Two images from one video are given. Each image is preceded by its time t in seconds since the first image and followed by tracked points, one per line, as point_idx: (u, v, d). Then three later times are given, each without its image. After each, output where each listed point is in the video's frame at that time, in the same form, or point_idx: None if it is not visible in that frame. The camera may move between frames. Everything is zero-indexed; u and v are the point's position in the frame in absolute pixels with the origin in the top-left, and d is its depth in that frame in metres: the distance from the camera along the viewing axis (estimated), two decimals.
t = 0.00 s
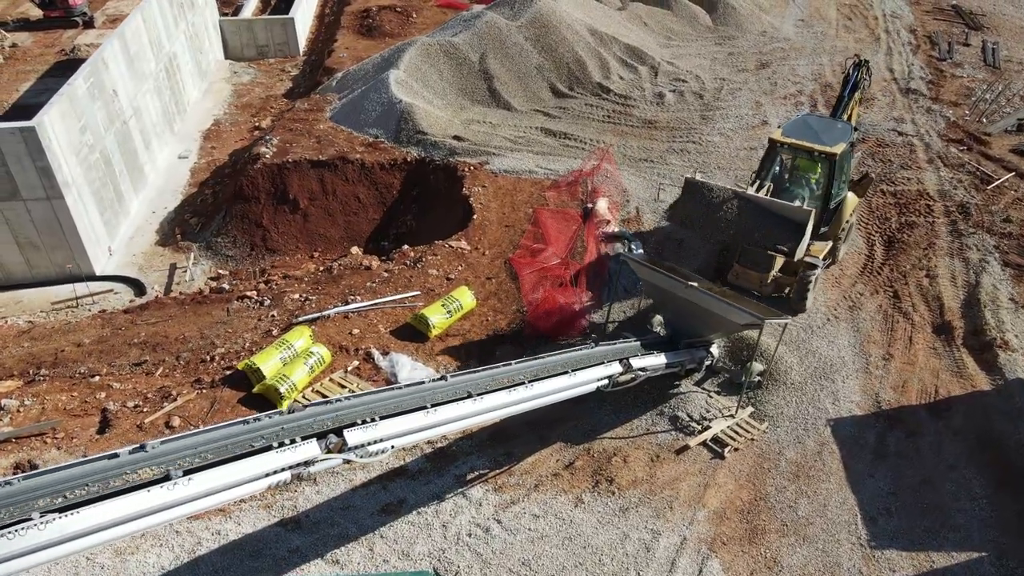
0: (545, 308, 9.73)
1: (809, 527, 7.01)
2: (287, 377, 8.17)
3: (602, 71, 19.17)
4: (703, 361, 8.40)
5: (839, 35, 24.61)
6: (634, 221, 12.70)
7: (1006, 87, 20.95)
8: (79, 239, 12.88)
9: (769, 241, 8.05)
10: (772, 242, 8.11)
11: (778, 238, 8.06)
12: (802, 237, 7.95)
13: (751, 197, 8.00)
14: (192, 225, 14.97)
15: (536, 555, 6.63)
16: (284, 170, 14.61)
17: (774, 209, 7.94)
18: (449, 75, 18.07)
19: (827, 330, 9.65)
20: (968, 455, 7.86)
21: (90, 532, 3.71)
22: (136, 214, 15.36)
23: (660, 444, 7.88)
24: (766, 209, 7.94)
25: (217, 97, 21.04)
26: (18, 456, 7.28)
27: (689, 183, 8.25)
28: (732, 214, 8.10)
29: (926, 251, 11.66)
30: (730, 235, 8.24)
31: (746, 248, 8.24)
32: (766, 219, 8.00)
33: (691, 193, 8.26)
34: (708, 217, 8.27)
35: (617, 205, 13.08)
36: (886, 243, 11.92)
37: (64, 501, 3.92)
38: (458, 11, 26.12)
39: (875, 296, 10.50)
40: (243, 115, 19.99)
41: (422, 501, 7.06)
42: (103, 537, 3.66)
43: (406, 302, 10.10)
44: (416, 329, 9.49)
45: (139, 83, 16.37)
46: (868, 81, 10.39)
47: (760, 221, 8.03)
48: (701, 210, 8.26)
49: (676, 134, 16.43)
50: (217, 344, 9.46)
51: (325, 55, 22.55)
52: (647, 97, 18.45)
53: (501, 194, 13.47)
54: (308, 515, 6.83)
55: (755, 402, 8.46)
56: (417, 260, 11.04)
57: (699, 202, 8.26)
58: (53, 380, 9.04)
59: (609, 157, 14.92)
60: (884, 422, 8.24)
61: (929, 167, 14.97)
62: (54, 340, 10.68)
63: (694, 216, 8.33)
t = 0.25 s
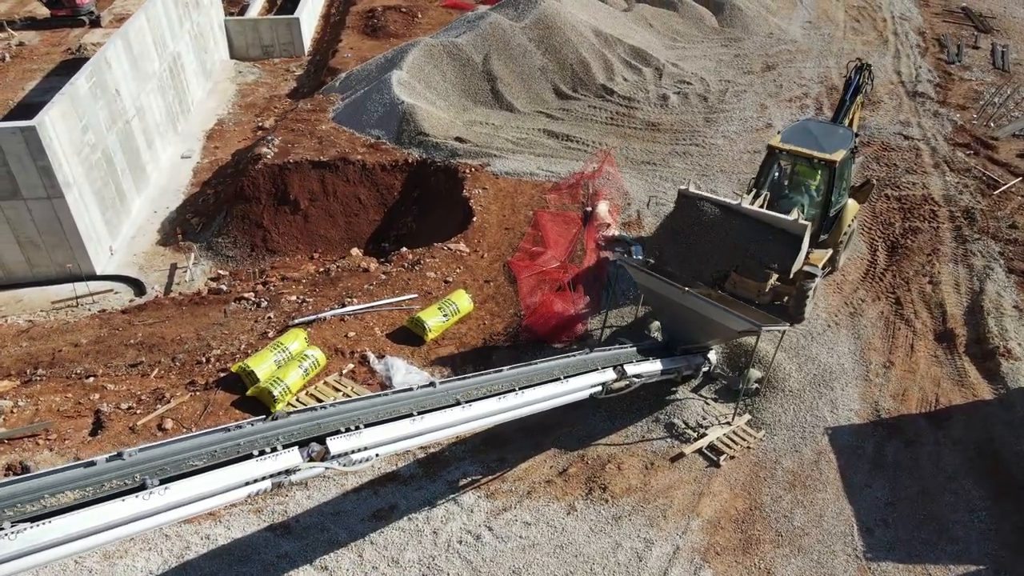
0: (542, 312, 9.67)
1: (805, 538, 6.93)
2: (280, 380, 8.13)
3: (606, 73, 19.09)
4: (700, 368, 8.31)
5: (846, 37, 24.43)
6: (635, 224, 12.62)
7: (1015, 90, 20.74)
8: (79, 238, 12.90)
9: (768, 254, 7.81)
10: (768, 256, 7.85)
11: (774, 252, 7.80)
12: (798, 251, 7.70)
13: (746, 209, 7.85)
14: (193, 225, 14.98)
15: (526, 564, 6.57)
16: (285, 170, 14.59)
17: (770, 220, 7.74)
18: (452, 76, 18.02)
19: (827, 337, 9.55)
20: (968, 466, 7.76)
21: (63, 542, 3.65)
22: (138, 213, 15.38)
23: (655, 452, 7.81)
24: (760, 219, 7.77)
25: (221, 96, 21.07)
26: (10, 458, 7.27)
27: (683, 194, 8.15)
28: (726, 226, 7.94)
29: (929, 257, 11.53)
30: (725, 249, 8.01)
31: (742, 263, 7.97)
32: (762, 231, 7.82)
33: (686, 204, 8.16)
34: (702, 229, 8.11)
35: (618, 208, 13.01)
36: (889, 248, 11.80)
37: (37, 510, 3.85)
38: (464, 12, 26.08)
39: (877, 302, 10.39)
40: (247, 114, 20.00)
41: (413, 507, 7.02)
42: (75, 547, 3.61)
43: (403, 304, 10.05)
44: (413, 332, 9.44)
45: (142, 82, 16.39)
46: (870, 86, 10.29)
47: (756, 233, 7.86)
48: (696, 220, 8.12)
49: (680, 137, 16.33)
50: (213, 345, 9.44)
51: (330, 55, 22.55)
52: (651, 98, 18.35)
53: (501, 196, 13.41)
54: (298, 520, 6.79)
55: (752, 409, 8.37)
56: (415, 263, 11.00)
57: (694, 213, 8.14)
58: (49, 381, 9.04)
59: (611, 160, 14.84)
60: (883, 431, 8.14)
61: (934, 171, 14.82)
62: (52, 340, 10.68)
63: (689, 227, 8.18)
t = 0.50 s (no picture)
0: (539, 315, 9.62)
1: (800, 547, 6.86)
2: (275, 383, 8.10)
3: (610, 74, 19.02)
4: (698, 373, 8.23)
5: (853, 39, 24.27)
6: (636, 227, 12.55)
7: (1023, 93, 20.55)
8: (80, 238, 12.92)
9: (767, 262, 7.71)
10: (766, 266, 7.74)
11: (772, 261, 7.70)
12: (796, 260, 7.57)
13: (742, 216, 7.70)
14: (194, 225, 14.98)
15: (517, 571, 6.53)
16: (286, 171, 14.58)
17: (766, 228, 7.58)
18: (454, 77, 17.97)
19: (827, 343, 9.47)
20: (967, 475, 7.67)
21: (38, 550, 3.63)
22: (139, 213, 15.40)
23: (651, 457, 7.74)
24: (756, 228, 7.60)
25: (224, 96, 21.09)
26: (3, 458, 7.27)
27: (678, 202, 8.03)
28: (723, 234, 7.83)
29: (932, 262, 11.42)
30: (722, 258, 7.91)
31: (740, 274, 7.88)
32: (759, 239, 7.68)
33: (682, 212, 8.04)
34: (699, 236, 8.03)
35: (619, 211, 12.95)
36: (891, 253, 11.70)
37: (14, 517, 3.83)
38: (468, 12, 26.04)
39: (878, 307, 10.30)
40: (250, 114, 20.01)
41: (405, 512, 6.98)
42: (49, 555, 3.59)
43: (400, 306, 10.01)
44: (409, 334, 9.41)
45: (145, 82, 16.42)
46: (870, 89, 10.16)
47: (752, 241, 7.73)
48: (693, 228, 8.03)
49: (682, 139, 16.24)
50: (209, 347, 9.42)
51: (333, 55, 22.55)
52: (654, 100, 18.27)
53: (501, 198, 13.36)
54: (289, 524, 6.75)
55: (749, 416, 8.30)
56: (413, 265, 10.96)
57: (690, 221, 8.04)
58: (45, 381, 9.04)
59: (612, 162, 14.77)
60: (882, 439, 8.05)
61: (939, 175, 14.69)
62: (50, 339, 10.69)
63: (686, 234, 8.09)
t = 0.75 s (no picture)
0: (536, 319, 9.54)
1: (794, 557, 6.77)
2: (267, 387, 8.05)
3: (613, 75, 18.93)
4: (694, 379, 8.14)
5: (859, 41, 24.09)
6: (636, 230, 12.46)
7: None
8: (79, 237, 12.93)
9: (763, 265, 7.67)
10: (762, 269, 7.69)
11: (769, 265, 7.65)
12: (793, 263, 7.54)
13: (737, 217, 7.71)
14: (195, 225, 14.98)
15: None
16: (286, 171, 14.56)
17: (761, 229, 7.57)
18: (457, 77, 17.91)
19: (827, 349, 9.37)
20: (966, 486, 7.56)
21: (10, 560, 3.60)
22: (140, 213, 15.41)
23: (645, 464, 7.66)
24: (751, 229, 7.60)
25: (227, 96, 21.10)
26: None
27: (673, 205, 8.05)
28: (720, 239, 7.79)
29: (935, 267, 11.29)
30: (720, 265, 7.84)
31: (736, 278, 7.78)
32: (754, 241, 7.66)
33: (676, 214, 8.06)
34: (696, 242, 7.98)
35: (619, 213, 12.87)
36: (894, 258, 11.57)
37: None
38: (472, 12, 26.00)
39: (879, 313, 10.19)
40: (253, 114, 20.01)
41: (395, 517, 6.92)
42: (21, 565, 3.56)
43: (396, 309, 9.96)
44: (405, 338, 9.35)
45: (147, 82, 16.43)
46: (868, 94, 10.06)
47: (748, 243, 7.72)
48: (688, 231, 8.01)
49: (685, 141, 16.14)
50: (204, 348, 9.39)
51: (337, 55, 22.55)
52: (657, 102, 18.17)
53: (501, 200, 13.30)
54: (278, 529, 6.71)
55: (745, 423, 8.21)
56: (410, 267, 10.91)
57: (685, 223, 8.03)
58: (39, 382, 9.03)
59: (613, 164, 14.69)
60: (880, 448, 7.95)
61: (944, 179, 14.55)
62: (47, 339, 10.69)
63: (681, 238, 8.04)
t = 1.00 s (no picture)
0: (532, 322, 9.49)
1: (789, 566, 6.71)
2: (261, 390, 8.01)
3: (615, 77, 18.86)
4: (690, 384, 8.08)
5: (864, 42, 23.95)
6: (635, 233, 12.39)
7: None
8: (78, 238, 12.93)
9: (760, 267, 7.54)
10: (759, 272, 7.60)
11: (766, 266, 7.49)
12: (791, 263, 7.34)
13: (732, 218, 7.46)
14: (194, 226, 14.98)
15: None
16: (286, 172, 14.54)
17: (757, 230, 7.35)
18: (458, 78, 17.86)
19: (825, 354, 9.29)
20: (965, 494, 7.48)
21: None
22: (141, 213, 15.41)
23: (640, 470, 7.61)
24: (746, 230, 7.38)
25: (229, 96, 21.11)
26: None
27: (668, 206, 7.83)
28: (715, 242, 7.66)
29: (936, 271, 11.20)
30: (715, 269, 7.78)
31: (732, 282, 7.75)
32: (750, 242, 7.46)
33: (672, 216, 7.85)
34: (690, 245, 7.86)
35: (618, 215, 12.81)
36: (895, 262, 11.48)
37: None
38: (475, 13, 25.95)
39: (879, 317, 10.10)
40: (254, 114, 20.01)
41: (387, 522, 6.88)
42: None
43: (392, 312, 9.92)
44: (401, 341, 9.31)
45: (148, 82, 16.43)
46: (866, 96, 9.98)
47: (744, 244, 7.53)
48: (682, 234, 7.87)
49: (686, 143, 16.06)
50: (199, 350, 9.37)
51: (339, 55, 22.54)
52: (659, 103, 18.08)
53: (501, 202, 13.24)
54: (269, 534, 6.67)
55: (742, 428, 8.14)
56: (407, 269, 10.88)
57: (680, 225, 7.84)
58: (35, 383, 9.02)
59: (613, 166, 14.63)
60: (877, 454, 7.88)
61: (947, 182, 14.43)
62: (45, 340, 10.69)
63: (676, 241, 7.93)
